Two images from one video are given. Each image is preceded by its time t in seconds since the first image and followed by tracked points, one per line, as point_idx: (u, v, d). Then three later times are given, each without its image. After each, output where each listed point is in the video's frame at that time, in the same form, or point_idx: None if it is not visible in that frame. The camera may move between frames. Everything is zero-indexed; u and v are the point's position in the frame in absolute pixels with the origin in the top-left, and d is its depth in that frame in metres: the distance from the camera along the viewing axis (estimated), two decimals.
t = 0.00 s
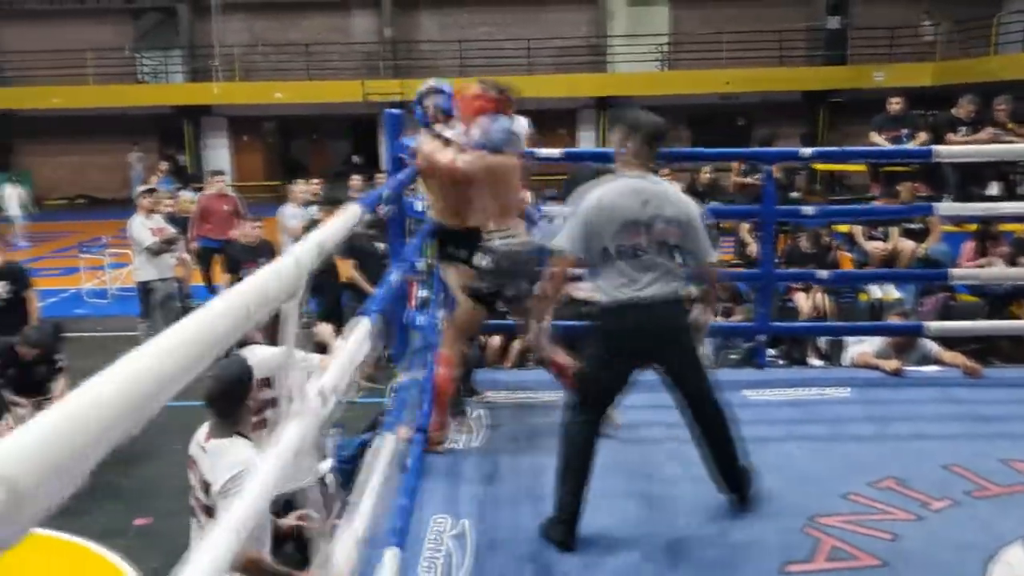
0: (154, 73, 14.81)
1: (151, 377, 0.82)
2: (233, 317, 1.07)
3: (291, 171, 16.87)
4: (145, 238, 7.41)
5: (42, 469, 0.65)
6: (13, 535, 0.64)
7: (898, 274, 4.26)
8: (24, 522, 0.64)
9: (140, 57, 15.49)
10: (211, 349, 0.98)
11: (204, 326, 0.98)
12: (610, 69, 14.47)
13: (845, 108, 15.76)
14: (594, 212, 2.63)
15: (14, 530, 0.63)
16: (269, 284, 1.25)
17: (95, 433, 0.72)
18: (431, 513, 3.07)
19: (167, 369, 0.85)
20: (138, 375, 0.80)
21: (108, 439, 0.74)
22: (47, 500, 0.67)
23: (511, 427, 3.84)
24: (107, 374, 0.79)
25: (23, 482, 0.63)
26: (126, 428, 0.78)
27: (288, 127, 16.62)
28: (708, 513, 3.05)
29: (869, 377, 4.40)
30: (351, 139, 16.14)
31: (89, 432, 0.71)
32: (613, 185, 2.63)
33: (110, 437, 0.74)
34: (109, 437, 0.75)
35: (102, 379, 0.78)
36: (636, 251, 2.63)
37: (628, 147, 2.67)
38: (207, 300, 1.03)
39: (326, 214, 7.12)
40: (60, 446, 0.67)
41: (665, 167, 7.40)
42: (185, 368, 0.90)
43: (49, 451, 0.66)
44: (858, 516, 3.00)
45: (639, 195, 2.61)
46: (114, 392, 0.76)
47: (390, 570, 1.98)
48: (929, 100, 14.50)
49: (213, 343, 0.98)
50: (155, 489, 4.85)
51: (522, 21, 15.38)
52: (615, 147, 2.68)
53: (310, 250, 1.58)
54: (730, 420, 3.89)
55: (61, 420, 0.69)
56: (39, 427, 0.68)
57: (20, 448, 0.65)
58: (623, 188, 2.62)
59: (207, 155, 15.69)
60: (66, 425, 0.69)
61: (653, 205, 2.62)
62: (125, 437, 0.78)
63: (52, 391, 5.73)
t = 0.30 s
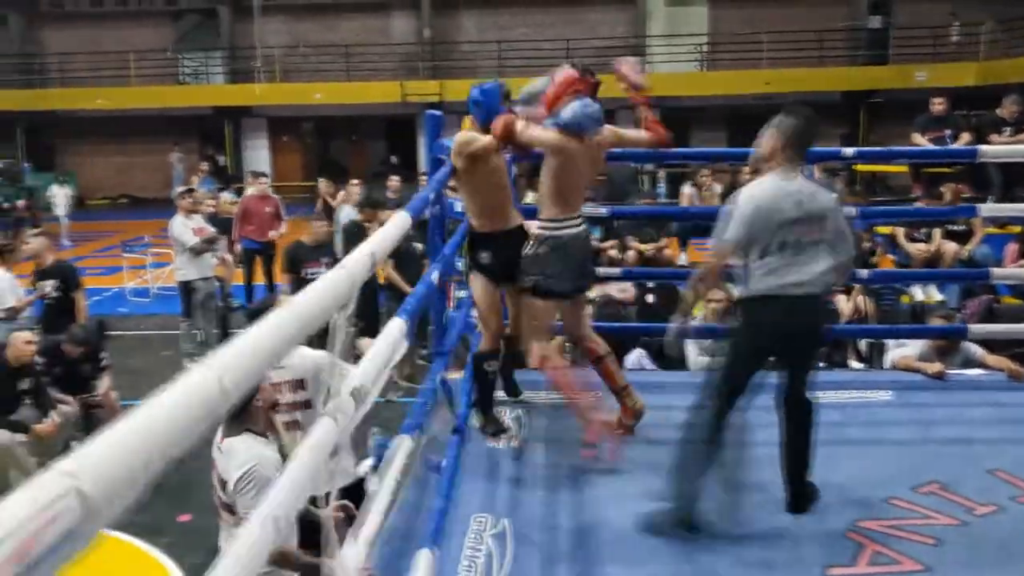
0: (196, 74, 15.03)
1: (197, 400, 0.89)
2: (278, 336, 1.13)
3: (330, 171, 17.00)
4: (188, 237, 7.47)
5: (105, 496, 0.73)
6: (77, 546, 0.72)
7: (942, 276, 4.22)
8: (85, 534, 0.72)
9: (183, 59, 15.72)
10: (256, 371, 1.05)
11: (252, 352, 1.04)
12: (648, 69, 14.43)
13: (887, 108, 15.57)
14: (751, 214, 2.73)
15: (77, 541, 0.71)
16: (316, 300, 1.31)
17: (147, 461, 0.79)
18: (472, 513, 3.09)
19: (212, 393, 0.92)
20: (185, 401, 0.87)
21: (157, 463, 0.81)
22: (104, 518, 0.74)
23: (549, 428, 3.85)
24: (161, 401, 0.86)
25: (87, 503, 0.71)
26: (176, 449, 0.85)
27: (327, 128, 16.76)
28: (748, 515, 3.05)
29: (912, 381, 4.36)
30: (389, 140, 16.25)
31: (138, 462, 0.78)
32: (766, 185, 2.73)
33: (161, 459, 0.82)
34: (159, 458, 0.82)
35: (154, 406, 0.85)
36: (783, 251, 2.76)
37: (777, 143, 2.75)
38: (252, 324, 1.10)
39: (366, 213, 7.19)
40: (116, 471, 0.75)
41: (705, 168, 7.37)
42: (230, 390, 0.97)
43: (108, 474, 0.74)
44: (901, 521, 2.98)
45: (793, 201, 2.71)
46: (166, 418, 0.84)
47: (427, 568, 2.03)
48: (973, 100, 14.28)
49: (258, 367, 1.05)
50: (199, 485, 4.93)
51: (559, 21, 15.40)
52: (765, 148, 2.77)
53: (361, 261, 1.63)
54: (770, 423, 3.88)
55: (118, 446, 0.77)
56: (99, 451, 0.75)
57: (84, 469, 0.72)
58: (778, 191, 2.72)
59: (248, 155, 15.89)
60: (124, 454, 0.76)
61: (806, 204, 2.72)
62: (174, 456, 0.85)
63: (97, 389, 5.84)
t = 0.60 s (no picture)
0: (210, 74, 15.10)
1: (268, 397, 0.89)
2: (346, 332, 1.12)
3: (342, 171, 17.02)
4: (204, 237, 7.44)
5: (176, 494, 0.74)
6: (152, 543, 0.73)
7: (959, 276, 4.20)
8: (158, 533, 0.73)
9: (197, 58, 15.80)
10: (323, 367, 1.04)
11: (317, 348, 1.04)
12: (661, 69, 14.41)
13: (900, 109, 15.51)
14: (865, 202, 2.69)
15: (154, 538, 0.73)
16: (379, 297, 1.30)
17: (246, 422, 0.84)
18: (491, 512, 3.10)
19: (278, 389, 0.92)
20: (254, 397, 0.87)
21: (228, 459, 0.81)
22: (176, 516, 0.75)
23: (567, 428, 3.85)
24: (229, 398, 0.86)
25: (158, 501, 0.72)
26: (246, 445, 0.85)
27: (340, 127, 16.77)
28: (767, 516, 3.05)
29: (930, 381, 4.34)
30: (402, 139, 16.26)
31: (210, 461, 0.79)
32: (875, 170, 2.71)
33: (231, 455, 0.82)
34: (228, 456, 0.82)
35: (222, 403, 0.85)
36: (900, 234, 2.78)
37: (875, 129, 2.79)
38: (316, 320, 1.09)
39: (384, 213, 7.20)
40: (189, 469, 0.76)
41: (719, 169, 7.38)
42: (299, 387, 0.97)
43: (179, 471, 0.75)
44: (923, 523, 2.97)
45: (907, 183, 2.71)
46: (235, 415, 0.84)
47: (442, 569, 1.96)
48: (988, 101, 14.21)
49: (325, 364, 1.05)
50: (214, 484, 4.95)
51: (573, 21, 15.40)
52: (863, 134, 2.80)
53: (418, 262, 1.62)
54: (788, 423, 3.87)
55: (188, 444, 0.77)
56: (173, 448, 0.76)
57: (157, 468, 0.73)
58: (893, 174, 2.70)
59: (261, 154, 15.91)
60: (197, 451, 0.77)
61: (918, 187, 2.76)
62: (244, 456, 0.86)
63: (114, 387, 5.88)
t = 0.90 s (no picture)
0: (213, 74, 15.13)
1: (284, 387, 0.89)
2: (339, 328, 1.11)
3: (346, 171, 17.03)
4: (208, 237, 7.47)
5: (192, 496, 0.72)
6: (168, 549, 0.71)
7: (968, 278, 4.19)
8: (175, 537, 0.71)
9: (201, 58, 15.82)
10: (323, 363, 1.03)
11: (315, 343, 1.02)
12: (664, 70, 14.43)
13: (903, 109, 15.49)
14: (943, 194, 2.83)
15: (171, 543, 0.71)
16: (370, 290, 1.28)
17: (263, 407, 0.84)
18: (503, 513, 3.10)
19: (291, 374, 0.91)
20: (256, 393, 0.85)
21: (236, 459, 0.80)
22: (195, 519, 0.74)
23: (576, 430, 3.84)
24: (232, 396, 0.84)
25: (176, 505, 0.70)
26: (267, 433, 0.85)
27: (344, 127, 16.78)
28: (779, 516, 3.05)
29: (939, 383, 4.34)
30: (405, 139, 16.26)
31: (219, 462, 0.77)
32: (939, 157, 2.87)
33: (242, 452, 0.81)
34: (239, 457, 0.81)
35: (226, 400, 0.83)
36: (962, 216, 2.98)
37: (922, 117, 2.96)
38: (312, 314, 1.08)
39: (390, 213, 7.20)
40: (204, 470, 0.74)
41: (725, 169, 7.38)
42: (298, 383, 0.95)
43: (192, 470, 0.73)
44: (935, 524, 2.97)
45: (965, 167, 2.90)
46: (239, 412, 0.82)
47: (455, 570, 1.96)
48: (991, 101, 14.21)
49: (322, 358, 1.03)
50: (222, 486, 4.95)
51: (577, 21, 15.41)
52: (918, 123, 2.95)
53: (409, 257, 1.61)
54: (797, 424, 3.87)
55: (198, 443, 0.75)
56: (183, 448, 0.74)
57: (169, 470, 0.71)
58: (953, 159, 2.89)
59: (264, 154, 15.91)
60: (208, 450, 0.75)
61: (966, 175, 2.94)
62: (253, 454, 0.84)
63: (120, 388, 5.88)
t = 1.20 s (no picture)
0: (213, 74, 15.13)
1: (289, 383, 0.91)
2: (354, 321, 1.13)
3: (345, 172, 17.04)
4: (207, 237, 7.45)
5: (213, 475, 0.75)
6: (185, 530, 0.74)
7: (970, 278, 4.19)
8: (192, 520, 0.74)
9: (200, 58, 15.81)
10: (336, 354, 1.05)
11: (329, 335, 1.04)
12: (664, 69, 14.43)
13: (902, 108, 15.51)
14: (932, 191, 3.15)
15: (189, 525, 0.74)
16: (380, 286, 1.30)
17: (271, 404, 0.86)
18: (505, 513, 3.11)
19: (299, 372, 0.93)
20: (275, 386, 0.88)
21: (251, 447, 0.82)
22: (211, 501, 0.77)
23: (578, 430, 3.84)
24: (252, 382, 0.87)
25: (197, 487, 0.74)
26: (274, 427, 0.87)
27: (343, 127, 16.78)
28: (782, 516, 3.05)
29: (939, 382, 4.35)
30: (403, 139, 16.27)
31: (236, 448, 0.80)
32: (931, 157, 3.18)
33: (258, 439, 0.84)
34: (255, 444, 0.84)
35: (244, 390, 0.86)
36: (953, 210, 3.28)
37: (918, 117, 3.24)
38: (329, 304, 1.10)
39: (390, 213, 7.20)
40: (222, 454, 0.77)
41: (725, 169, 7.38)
42: (313, 371, 0.97)
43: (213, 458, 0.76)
44: (937, 524, 2.98)
45: (956, 165, 3.19)
46: (260, 401, 0.85)
47: (456, 569, 1.98)
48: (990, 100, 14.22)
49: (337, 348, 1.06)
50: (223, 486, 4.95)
51: (576, 21, 15.41)
52: (914, 122, 3.24)
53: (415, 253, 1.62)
54: (798, 424, 3.88)
55: (218, 430, 0.78)
56: (203, 433, 0.78)
57: (192, 455, 0.74)
58: (944, 158, 3.18)
59: (264, 154, 15.90)
60: (226, 436, 0.78)
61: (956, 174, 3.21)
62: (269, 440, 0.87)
63: (121, 388, 5.88)
